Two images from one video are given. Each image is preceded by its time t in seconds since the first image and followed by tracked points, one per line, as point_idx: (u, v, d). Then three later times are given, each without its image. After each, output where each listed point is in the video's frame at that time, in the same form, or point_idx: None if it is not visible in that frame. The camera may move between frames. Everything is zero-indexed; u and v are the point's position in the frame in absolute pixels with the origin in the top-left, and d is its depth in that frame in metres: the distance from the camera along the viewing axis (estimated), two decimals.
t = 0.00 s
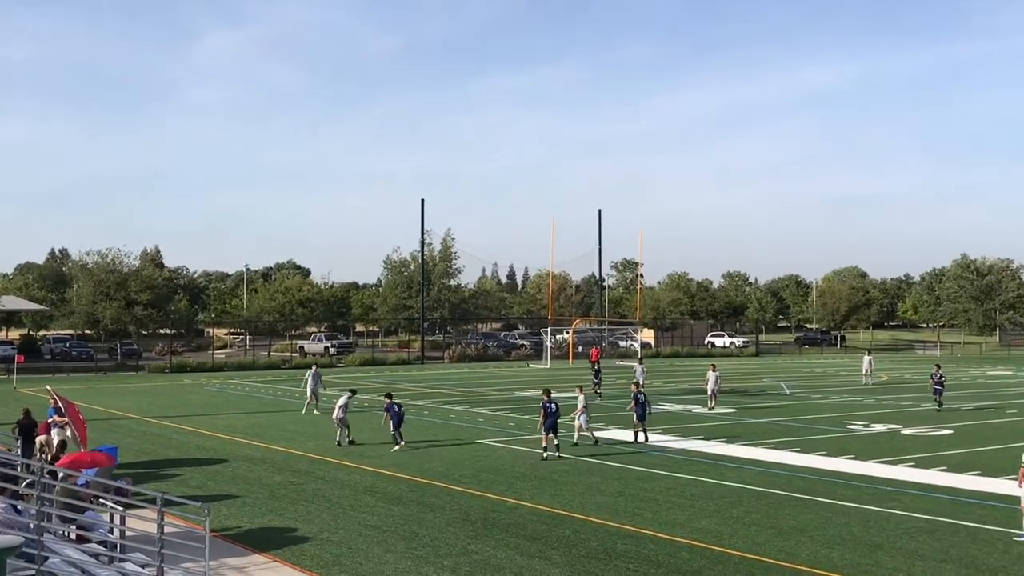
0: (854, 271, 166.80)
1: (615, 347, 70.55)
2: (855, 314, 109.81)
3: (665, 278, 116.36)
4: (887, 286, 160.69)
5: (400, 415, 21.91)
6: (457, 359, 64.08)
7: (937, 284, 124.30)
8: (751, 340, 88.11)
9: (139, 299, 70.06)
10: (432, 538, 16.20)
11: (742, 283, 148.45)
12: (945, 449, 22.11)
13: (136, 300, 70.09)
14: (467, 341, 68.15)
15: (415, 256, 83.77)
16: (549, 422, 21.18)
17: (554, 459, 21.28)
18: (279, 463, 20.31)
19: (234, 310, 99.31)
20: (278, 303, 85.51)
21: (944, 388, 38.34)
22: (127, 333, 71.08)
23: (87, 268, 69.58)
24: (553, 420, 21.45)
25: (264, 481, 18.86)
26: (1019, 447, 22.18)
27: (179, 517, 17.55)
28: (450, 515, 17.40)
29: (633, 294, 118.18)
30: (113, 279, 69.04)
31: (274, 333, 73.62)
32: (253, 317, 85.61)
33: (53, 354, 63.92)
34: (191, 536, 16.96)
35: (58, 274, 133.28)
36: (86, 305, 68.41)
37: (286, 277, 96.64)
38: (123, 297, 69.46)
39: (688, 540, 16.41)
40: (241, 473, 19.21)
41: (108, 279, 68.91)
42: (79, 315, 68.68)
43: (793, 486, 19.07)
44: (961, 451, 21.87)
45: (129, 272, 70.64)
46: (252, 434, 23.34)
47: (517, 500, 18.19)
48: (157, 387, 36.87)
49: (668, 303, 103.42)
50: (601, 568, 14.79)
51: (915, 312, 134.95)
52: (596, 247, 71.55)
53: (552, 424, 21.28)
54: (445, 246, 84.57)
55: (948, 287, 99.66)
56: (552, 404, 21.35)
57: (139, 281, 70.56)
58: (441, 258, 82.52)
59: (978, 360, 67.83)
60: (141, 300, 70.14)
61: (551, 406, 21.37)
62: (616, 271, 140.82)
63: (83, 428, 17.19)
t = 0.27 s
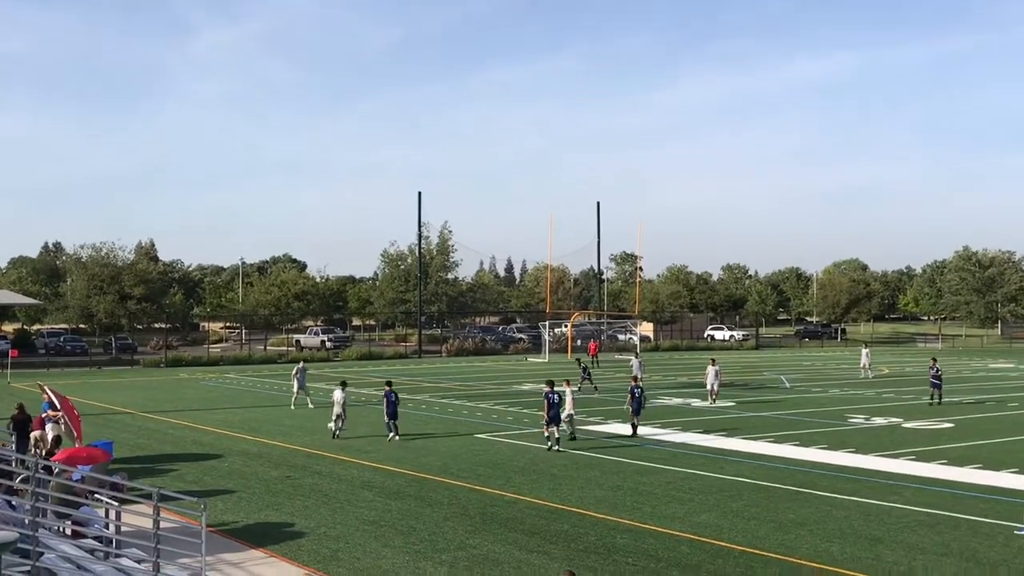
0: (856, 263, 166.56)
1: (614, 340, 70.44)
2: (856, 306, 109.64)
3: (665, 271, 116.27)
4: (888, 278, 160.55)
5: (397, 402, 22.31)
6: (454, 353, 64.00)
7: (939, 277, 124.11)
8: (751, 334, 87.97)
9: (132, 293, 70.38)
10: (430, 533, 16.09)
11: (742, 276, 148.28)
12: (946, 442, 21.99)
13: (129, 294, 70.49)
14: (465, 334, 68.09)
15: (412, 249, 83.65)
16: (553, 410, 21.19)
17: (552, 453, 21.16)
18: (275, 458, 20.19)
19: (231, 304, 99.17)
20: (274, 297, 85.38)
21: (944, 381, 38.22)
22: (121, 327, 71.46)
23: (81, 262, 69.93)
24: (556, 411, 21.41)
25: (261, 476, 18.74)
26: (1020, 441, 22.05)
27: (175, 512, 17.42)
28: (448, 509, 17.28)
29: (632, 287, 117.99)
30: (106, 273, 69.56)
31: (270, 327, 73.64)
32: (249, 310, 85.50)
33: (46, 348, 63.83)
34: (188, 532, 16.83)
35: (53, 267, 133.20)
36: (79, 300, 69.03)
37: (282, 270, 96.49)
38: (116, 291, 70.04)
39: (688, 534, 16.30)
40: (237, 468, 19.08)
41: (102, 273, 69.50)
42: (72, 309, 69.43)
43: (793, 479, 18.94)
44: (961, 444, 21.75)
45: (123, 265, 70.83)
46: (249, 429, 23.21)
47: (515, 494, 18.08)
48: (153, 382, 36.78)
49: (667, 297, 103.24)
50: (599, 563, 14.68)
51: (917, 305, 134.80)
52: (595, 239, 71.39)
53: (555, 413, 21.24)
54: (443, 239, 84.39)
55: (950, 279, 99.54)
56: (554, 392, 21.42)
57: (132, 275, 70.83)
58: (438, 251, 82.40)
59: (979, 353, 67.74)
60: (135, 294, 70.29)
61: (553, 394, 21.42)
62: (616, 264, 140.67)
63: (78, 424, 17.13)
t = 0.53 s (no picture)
0: (864, 254, 166.02)
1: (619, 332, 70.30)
2: (863, 297, 109.28)
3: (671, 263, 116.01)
4: (896, 269, 160.06)
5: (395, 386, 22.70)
6: (458, 345, 63.88)
7: (948, 268, 123.70)
8: (758, 326, 87.75)
9: (132, 285, 70.36)
10: (434, 526, 15.95)
11: (748, 268, 148.00)
12: (955, 435, 21.78)
13: (129, 286, 70.57)
14: (469, 327, 67.94)
15: (415, 240, 83.50)
16: (558, 403, 21.18)
17: (557, 446, 20.99)
18: (277, 450, 20.05)
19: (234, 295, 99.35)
20: (276, 288, 85.35)
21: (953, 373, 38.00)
22: (121, 319, 71.42)
23: (81, 254, 69.86)
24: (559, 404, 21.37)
25: (262, 469, 18.58)
26: None
27: (175, 504, 17.22)
28: (452, 502, 17.14)
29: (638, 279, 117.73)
30: (106, 264, 69.47)
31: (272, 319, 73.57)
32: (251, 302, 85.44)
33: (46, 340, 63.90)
34: (190, 525, 16.67)
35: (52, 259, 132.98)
36: (80, 292, 68.97)
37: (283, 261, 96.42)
38: (116, 282, 70.00)
39: (694, 527, 16.15)
40: (238, 461, 18.92)
41: (102, 264, 69.37)
42: (73, 301, 69.35)
43: (800, 472, 18.76)
44: (970, 437, 21.54)
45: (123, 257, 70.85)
46: (250, 421, 23.07)
47: (520, 487, 17.92)
48: (155, 375, 36.68)
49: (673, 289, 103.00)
50: (604, 556, 14.54)
51: (926, 296, 134.37)
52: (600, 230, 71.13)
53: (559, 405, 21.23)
54: (446, 230, 84.18)
55: (958, 270, 99.29)
56: (558, 384, 21.32)
57: (133, 267, 70.72)
58: (441, 242, 82.19)
59: (986, 344, 67.50)
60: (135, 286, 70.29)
61: (557, 388, 21.34)
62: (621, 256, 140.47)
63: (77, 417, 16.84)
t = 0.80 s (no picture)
0: (883, 245, 164.65)
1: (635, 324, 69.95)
2: (883, 289, 108.25)
3: (687, 253, 115.37)
4: (917, 260, 158.73)
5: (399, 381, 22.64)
6: (471, 337, 63.72)
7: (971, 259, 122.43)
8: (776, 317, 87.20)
9: (143, 276, 69.64)
10: (448, 519, 15.76)
11: (766, 259, 147.23)
12: (976, 428, 21.45)
13: (140, 276, 69.87)
14: (483, 317, 67.73)
15: (427, 230, 83.23)
16: (574, 391, 21.01)
17: (572, 439, 20.76)
18: (289, 442, 19.89)
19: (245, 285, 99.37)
20: (287, 280, 85.32)
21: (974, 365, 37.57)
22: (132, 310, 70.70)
23: (93, 244, 69.24)
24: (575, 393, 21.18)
25: (274, 461, 18.41)
26: None
27: (187, 497, 17.07)
28: (465, 495, 16.94)
29: (654, 270, 117.18)
30: (116, 255, 68.91)
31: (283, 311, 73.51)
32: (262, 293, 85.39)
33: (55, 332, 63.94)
34: (201, 518, 16.52)
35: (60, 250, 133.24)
36: (90, 282, 68.01)
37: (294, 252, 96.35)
38: (127, 273, 69.25)
39: (710, 521, 15.90)
40: (250, 453, 18.76)
41: (113, 255, 68.79)
42: (83, 292, 68.43)
43: (819, 465, 18.47)
44: (992, 430, 21.21)
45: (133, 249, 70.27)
46: (261, 413, 22.93)
47: (534, 481, 17.70)
48: (167, 366, 36.66)
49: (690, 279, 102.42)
50: (620, 550, 14.31)
51: (948, 287, 133.09)
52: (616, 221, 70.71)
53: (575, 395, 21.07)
54: (459, 220, 83.95)
55: (980, 261, 98.37)
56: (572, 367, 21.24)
57: (144, 258, 69.88)
58: (454, 233, 81.97)
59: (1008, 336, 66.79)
60: (145, 277, 69.66)
61: (571, 376, 21.19)
62: (637, 247, 139.93)
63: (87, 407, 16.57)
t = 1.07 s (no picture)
0: (919, 235, 161.77)
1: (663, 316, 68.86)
2: (922, 279, 105.83)
3: (717, 242, 113.86)
4: (955, 251, 155.75)
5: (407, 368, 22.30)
6: (490, 329, 63.04)
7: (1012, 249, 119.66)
8: (810, 309, 85.84)
9: (152, 265, 65.72)
10: (467, 518, 15.15)
11: (799, 248, 145.38)
12: (1017, 424, 20.64)
13: (150, 266, 65.94)
14: (503, 309, 66.97)
15: (445, 219, 82.39)
16: (599, 384, 20.50)
17: (595, 435, 20.11)
18: (303, 438, 19.32)
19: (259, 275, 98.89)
20: (300, 270, 84.79)
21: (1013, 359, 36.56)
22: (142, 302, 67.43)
23: (99, 232, 65.72)
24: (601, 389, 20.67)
25: (287, 457, 17.86)
26: None
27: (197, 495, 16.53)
28: (485, 493, 16.33)
29: (681, 259, 115.80)
30: (124, 244, 65.16)
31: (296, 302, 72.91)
32: (275, 283, 84.79)
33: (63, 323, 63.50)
34: (213, 515, 15.97)
35: (68, 240, 133.10)
36: (98, 272, 65.09)
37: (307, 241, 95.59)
38: (137, 263, 65.54)
39: (740, 521, 15.23)
40: (263, 449, 18.21)
41: (121, 244, 65.16)
42: (91, 282, 65.55)
43: (852, 463, 17.74)
44: None
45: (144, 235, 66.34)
46: (274, 407, 22.39)
47: (556, 478, 17.07)
48: (178, 358, 36.18)
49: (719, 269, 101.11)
50: (646, 550, 13.66)
51: (988, 278, 130.39)
52: (643, 211, 69.53)
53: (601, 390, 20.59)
54: (478, 207, 83.13)
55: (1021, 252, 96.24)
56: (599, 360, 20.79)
57: (154, 246, 65.92)
58: (473, 222, 81.31)
59: None
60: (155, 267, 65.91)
61: (597, 369, 20.71)
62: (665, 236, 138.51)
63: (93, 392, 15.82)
